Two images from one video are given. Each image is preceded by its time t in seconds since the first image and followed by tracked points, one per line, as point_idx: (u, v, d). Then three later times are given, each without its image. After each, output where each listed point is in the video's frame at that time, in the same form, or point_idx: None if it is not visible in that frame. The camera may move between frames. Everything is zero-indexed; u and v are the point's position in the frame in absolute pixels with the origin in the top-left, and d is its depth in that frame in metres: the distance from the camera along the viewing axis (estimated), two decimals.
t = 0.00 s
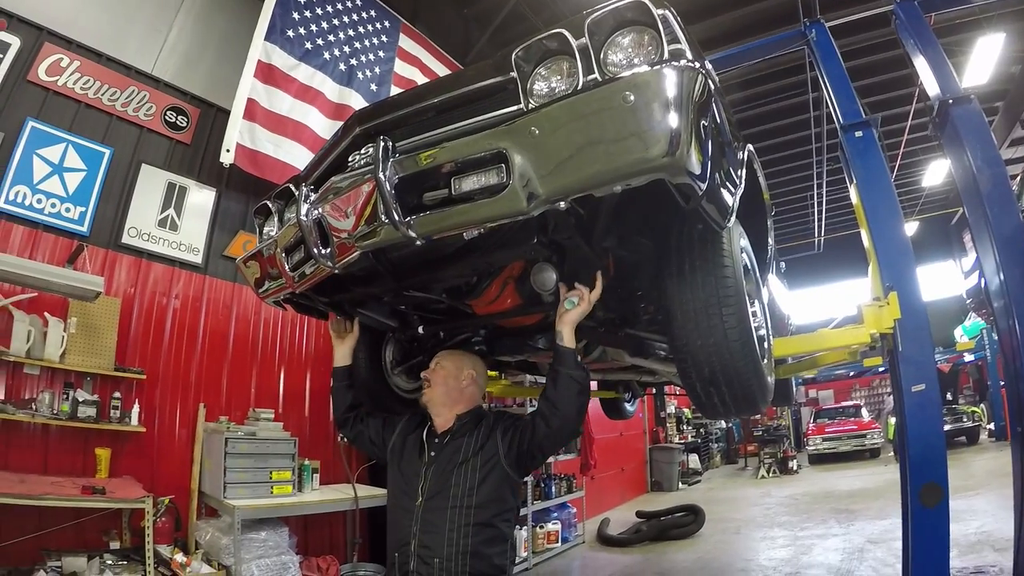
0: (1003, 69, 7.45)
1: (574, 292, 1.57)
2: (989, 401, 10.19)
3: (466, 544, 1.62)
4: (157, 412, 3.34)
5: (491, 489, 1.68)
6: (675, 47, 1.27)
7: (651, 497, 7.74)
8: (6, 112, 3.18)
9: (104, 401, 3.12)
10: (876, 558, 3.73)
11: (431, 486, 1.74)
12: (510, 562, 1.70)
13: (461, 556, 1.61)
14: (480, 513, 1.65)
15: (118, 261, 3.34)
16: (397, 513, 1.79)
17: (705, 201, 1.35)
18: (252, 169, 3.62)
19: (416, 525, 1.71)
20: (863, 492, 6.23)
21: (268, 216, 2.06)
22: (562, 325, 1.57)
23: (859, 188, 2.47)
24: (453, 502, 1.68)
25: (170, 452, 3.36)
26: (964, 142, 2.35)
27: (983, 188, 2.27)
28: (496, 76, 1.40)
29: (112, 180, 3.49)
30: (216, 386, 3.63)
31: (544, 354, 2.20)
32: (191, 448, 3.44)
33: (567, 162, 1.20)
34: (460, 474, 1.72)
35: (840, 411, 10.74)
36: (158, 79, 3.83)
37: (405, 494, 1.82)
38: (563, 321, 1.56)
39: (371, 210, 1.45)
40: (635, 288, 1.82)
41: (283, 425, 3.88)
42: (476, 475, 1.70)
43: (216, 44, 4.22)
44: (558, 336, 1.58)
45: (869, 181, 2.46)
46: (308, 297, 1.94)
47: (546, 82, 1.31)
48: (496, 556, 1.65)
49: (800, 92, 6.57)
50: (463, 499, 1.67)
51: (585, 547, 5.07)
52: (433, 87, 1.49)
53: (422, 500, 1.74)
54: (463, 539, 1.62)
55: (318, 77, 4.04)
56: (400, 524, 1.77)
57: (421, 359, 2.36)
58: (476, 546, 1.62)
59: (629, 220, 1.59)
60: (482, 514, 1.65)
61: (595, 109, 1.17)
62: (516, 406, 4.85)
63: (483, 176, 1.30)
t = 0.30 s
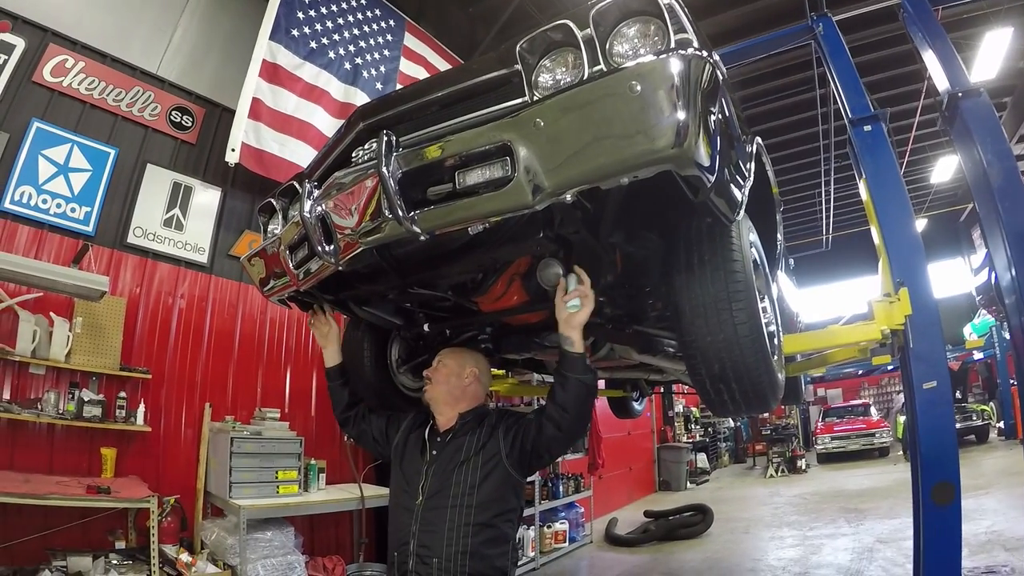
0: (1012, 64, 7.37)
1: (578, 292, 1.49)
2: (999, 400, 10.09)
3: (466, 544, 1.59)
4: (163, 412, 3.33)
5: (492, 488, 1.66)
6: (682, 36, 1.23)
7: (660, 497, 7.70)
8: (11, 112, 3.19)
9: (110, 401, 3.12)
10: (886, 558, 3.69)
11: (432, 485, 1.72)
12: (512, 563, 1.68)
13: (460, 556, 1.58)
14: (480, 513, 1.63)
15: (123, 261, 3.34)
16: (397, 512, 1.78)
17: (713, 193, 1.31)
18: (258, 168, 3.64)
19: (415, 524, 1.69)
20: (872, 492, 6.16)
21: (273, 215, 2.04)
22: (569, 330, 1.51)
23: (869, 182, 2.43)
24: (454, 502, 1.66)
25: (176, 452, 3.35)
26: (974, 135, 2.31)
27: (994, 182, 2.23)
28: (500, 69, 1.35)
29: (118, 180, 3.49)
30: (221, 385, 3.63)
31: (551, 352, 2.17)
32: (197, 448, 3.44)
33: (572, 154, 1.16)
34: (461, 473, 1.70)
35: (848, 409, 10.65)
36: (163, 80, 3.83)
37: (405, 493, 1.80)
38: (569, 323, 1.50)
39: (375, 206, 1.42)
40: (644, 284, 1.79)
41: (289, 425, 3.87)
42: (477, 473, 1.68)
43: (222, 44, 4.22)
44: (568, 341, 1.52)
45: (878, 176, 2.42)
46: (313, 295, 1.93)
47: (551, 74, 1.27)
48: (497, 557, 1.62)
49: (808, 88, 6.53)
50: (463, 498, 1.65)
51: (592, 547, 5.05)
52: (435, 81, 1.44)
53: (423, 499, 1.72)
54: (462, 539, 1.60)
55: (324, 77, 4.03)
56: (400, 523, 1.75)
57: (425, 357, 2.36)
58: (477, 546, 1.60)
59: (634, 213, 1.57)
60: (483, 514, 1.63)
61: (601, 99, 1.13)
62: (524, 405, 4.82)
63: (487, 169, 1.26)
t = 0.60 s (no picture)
0: (1019, 60, 7.31)
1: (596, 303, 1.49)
2: (1004, 399, 10.03)
3: (466, 549, 1.56)
4: (163, 413, 3.30)
5: (495, 492, 1.62)
6: (690, 24, 1.19)
7: (664, 497, 7.66)
8: (11, 111, 3.16)
9: (109, 401, 3.09)
10: (893, 559, 3.65)
11: (432, 488, 1.69)
12: (513, 568, 1.64)
13: (461, 562, 1.55)
14: (482, 518, 1.59)
15: (123, 261, 3.31)
16: (397, 515, 1.75)
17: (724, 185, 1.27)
18: (259, 166, 3.60)
19: (414, 528, 1.66)
20: (878, 492, 6.11)
21: (273, 212, 2.01)
22: (587, 338, 1.48)
23: (877, 177, 2.38)
24: (454, 505, 1.63)
25: (176, 453, 3.33)
26: (983, 129, 2.27)
27: (1004, 177, 2.19)
28: (503, 59, 1.30)
29: (118, 179, 3.46)
30: (222, 385, 3.60)
31: (556, 351, 2.14)
32: (198, 448, 3.41)
33: (578, 144, 1.12)
34: (463, 476, 1.66)
35: (853, 409, 10.59)
36: (164, 78, 3.81)
37: (405, 496, 1.76)
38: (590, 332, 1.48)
39: (375, 201, 1.38)
40: (651, 282, 1.75)
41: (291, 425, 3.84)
42: (479, 477, 1.64)
43: (223, 42, 4.18)
44: (589, 350, 1.49)
45: (887, 171, 2.37)
46: (314, 293, 1.90)
47: (556, 64, 1.22)
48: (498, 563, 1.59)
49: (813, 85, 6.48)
50: (464, 502, 1.62)
51: (597, 548, 5.01)
52: (437, 72, 1.40)
53: (423, 502, 1.69)
54: (462, 544, 1.56)
55: (325, 74, 3.99)
56: (399, 527, 1.72)
57: (427, 357, 2.30)
58: (477, 552, 1.56)
59: (642, 208, 1.53)
60: (484, 519, 1.59)
61: (608, 88, 1.09)
62: (527, 405, 4.79)
63: (491, 161, 1.22)
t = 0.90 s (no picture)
0: (1022, 59, 7.28)
1: (607, 295, 1.44)
2: (1007, 399, 9.99)
3: (470, 551, 1.53)
4: (163, 413, 3.28)
5: (498, 492, 1.60)
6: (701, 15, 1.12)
7: (667, 497, 7.63)
8: (9, 109, 3.14)
9: (109, 402, 3.07)
10: (898, 560, 3.62)
11: (434, 489, 1.66)
12: (517, 570, 1.62)
13: (464, 564, 1.52)
14: (485, 519, 1.57)
15: (122, 260, 3.29)
16: (399, 516, 1.72)
17: (734, 180, 1.24)
18: (260, 165, 3.58)
19: (417, 530, 1.63)
20: (882, 492, 6.09)
21: (273, 209, 1.98)
22: (597, 330, 1.45)
23: (883, 175, 2.35)
24: (457, 507, 1.60)
25: (177, 454, 3.30)
26: (990, 126, 2.24)
27: (1011, 174, 2.16)
28: (508, 52, 1.28)
29: (117, 178, 3.44)
30: (222, 385, 3.58)
31: (560, 350, 2.12)
32: (198, 449, 3.38)
33: (585, 138, 1.09)
34: (466, 476, 1.63)
35: (855, 409, 10.57)
36: (164, 76, 3.78)
37: (407, 497, 1.74)
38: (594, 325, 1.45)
39: (376, 198, 1.35)
40: (658, 281, 1.73)
41: (292, 425, 3.82)
42: (483, 477, 1.62)
43: (223, 40, 4.16)
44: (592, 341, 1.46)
45: (894, 168, 2.33)
46: (315, 292, 1.88)
47: (562, 57, 1.19)
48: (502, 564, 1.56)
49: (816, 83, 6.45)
50: (467, 503, 1.59)
51: (600, 549, 4.99)
52: (439, 66, 1.37)
53: (425, 504, 1.66)
54: (466, 546, 1.54)
55: (326, 73, 3.97)
56: (401, 528, 1.69)
57: (429, 356, 2.28)
58: (481, 553, 1.54)
59: (648, 205, 1.50)
60: (488, 520, 1.57)
61: (615, 79, 1.06)
62: (531, 404, 4.76)
63: (495, 155, 1.19)
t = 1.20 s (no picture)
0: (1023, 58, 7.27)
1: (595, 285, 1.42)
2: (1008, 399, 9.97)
3: (472, 551, 1.52)
4: (162, 413, 3.27)
5: (499, 492, 1.59)
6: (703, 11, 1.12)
7: (668, 497, 7.63)
8: (8, 108, 3.13)
9: (108, 402, 3.06)
10: (899, 560, 3.61)
11: (435, 489, 1.65)
12: (520, 569, 1.61)
13: (466, 563, 1.52)
14: (487, 518, 1.56)
15: (121, 259, 3.28)
16: (400, 516, 1.71)
17: (736, 178, 1.23)
18: (259, 164, 3.57)
19: (418, 530, 1.62)
20: (882, 492, 6.09)
21: (273, 209, 1.97)
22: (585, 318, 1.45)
23: (885, 173, 2.32)
24: (458, 507, 1.59)
25: (177, 454, 3.30)
26: (992, 125, 2.22)
27: (1014, 173, 2.14)
28: (508, 50, 1.26)
29: (117, 177, 3.43)
30: (222, 385, 3.57)
31: (561, 351, 2.11)
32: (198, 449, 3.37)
33: (586, 135, 1.08)
34: (467, 477, 1.63)
35: (856, 409, 10.55)
36: (163, 75, 3.76)
37: (407, 497, 1.73)
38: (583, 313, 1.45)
39: (376, 196, 1.34)
40: (660, 281, 1.72)
41: (292, 425, 3.81)
42: (484, 477, 1.61)
43: (222, 39, 4.14)
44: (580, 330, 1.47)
45: (896, 168, 2.30)
46: (314, 292, 1.87)
47: (563, 55, 1.17)
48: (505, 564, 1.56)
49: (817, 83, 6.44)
50: (469, 503, 1.58)
51: (600, 549, 4.98)
52: (439, 64, 1.36)
53: (426, 504, 1.65)
54: (468, 545, 1.53)
55: (326, 72, 3.96)
56: (402, 529, 1.69)
57: (428, 357, 2.24)
58: (483, 553, 1.53)
59: (650, 205, 1.49)
60: (490, 519, 1.56)
61: (617, 76, 1.04)
62: (532, 404, 4.75)
63: (496, 154, 1.17)
